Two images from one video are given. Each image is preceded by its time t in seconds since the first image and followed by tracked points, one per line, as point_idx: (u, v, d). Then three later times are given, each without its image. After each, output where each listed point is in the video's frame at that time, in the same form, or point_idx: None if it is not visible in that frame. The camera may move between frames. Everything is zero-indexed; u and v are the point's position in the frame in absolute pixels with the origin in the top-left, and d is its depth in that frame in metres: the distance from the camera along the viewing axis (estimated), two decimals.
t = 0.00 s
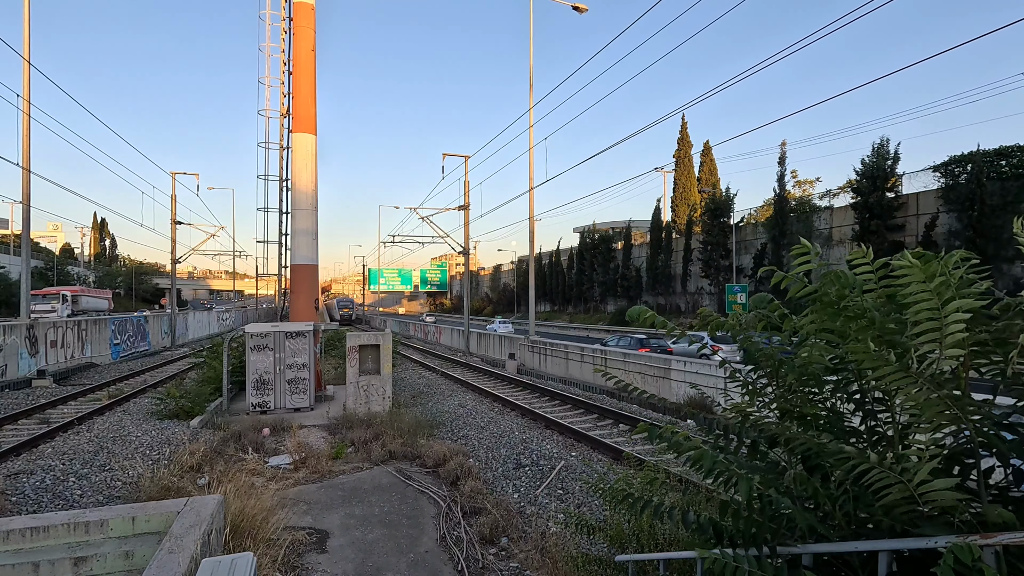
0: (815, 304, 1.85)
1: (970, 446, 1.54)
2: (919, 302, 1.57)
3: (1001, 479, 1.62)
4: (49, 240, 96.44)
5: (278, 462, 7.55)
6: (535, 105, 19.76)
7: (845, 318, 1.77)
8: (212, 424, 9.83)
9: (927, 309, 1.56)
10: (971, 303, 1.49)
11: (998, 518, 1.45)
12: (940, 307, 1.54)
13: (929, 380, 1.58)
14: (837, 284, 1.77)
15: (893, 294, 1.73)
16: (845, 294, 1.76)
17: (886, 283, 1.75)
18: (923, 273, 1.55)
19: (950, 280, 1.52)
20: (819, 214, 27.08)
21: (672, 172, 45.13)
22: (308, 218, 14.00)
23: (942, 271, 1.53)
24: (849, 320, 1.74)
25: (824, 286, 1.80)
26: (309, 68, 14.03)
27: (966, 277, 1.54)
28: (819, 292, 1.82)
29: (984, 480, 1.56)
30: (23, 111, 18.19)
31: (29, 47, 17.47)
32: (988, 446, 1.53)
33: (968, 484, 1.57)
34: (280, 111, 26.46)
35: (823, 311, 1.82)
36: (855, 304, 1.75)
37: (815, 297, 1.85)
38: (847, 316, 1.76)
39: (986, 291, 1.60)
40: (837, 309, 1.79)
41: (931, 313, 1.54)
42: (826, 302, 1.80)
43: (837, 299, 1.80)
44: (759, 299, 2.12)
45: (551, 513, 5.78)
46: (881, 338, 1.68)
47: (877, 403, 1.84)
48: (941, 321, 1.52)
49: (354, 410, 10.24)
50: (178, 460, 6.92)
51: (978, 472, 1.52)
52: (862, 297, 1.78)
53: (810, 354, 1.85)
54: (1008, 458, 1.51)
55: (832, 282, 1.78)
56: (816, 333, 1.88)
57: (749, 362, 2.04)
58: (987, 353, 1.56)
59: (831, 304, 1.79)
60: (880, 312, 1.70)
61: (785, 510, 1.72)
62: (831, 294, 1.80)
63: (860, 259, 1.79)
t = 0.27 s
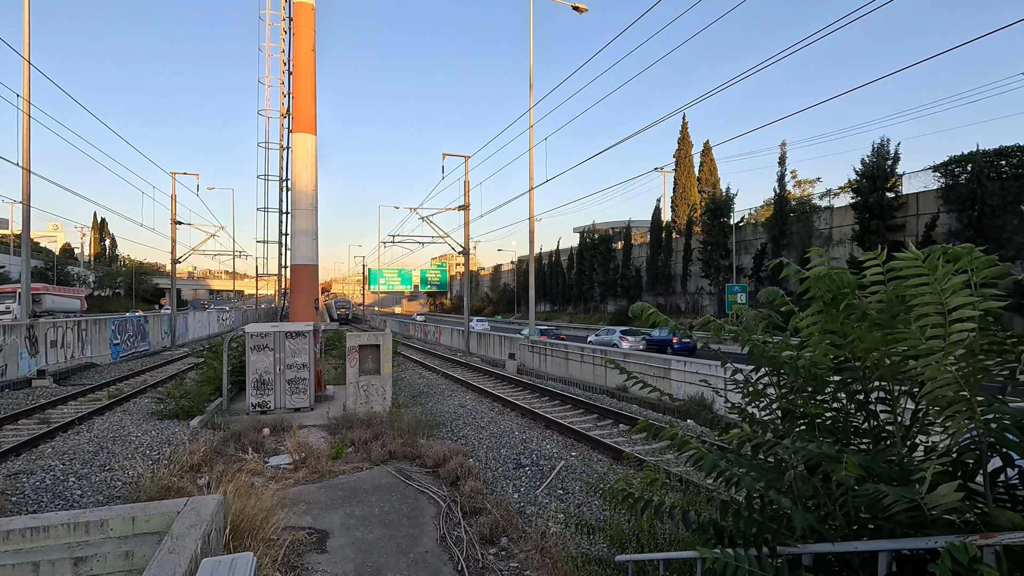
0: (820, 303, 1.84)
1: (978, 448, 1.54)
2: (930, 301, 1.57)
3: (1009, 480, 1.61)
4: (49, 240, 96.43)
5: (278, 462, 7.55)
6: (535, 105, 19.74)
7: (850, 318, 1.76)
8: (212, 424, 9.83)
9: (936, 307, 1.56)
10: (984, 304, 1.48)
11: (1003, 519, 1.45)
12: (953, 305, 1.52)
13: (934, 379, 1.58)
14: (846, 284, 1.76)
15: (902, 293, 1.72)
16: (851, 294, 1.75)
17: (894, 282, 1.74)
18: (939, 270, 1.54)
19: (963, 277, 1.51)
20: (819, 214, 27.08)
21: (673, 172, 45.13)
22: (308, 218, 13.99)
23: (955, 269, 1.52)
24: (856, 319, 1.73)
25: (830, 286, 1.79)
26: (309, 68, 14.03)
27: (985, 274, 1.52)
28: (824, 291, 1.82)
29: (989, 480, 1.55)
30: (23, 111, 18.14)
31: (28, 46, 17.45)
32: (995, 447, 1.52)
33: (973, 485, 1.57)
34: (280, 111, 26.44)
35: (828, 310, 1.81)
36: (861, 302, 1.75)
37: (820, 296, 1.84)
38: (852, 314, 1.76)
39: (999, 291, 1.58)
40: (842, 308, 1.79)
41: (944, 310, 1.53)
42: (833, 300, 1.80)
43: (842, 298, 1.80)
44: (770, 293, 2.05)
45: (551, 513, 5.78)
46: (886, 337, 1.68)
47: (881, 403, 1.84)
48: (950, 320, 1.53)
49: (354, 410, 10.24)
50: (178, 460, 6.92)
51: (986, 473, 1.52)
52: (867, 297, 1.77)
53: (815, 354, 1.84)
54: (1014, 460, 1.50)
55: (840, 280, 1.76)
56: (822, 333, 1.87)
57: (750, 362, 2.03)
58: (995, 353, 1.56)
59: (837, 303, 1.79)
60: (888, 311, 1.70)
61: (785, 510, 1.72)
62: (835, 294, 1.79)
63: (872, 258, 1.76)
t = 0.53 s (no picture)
0: (825, 303, 1.83)
1: (980, 450, 1.54)
2: (944, 303, 1.55)
3: (1012, 481, 1.61)
4: (49, 240, 96.49)
5: (278, 462, 7.55)
6: (535, 105, 19.72)
7: (854, 317, 1.76)
8: (212, 424, 9.83)
9: (948, 309, 1.54)
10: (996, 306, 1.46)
11: (1005, 518, 1.45)
12: (968, 307, 1.50)
13: (938, 380, 1.58)
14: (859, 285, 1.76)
15: (909, 294, 1.71)
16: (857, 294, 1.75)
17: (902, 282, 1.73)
18: (962, 269, 1.50)
19: (979, 278, 1.49)
20: (819, 214, 27.09)
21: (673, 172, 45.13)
22: (308, 218, 13.99)
23: (973, 271, 1.50)
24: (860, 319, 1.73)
25: (836, 285, 1.78)
26: (309, 68, 14.03)
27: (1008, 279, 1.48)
28: (829, 292, 1.81)
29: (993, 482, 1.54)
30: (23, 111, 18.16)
31: (28, 46, 17.45)
32: (998, 448, 1.51)
33: (976, 486, 1.56)
34: (280, 111, 26.45)
35: (832, 310, 1.81)
36: (867, 302, 1.74)
37: (826, 296, 1.83)
38: (857, 314, 1.76)
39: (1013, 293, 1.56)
40: (847, 308, 1.78)
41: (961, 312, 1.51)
42: (838, 300, 1.79)
43: (850, 297, 1.79)
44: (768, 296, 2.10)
45: (551, 513, 5.78)
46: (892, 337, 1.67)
47: (884, 403, 1.83)
48: (959, 322, 1.52)
49: (353, 410, 10.24)
50: (178, 460, 6.92)
51: (989, 475, 1.51)
52: (874, 297, 1.77)
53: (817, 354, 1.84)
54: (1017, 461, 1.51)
55: (853, 280, 1.76)
56: (823, 333, 1.87)
57: (752, 362, 2.03)
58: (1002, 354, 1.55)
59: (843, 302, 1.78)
60: (893, 313, 1.70)
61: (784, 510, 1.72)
62: (842, 293, 1.79)
63: (890, 260, 1.74)
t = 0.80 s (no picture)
0: (825, 303, 1.83)
1: (980, 450, 1.53)
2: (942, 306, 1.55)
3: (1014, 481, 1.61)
4: (49, 240, 96.51)
5: (278, 461, 7.55)
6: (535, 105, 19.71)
7: (854, 318, 1.76)
8: (212, 424, 9.83)
9: (947, 310, 1.54)
10: (997, 308, 1.46)
11: (1005, 519, 1.45)
12: (967, 308, 1.50)
13: (938, 380, 1.58)
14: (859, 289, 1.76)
15: (908, 295, 1.72)
16: (858, 295, 1.75)
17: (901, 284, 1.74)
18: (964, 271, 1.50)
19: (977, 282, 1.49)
20: (819, 214, 27.08)
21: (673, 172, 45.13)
22: (308, 218, 13.99)
23: (972, 274, 1.50)
24: (859, 321, 1.73)
25: (837, 287, 1.78)
26: (309, 68, 14.03)
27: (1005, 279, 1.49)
28: (830, 293, 1.81)
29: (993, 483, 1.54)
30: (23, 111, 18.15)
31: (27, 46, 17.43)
32: (999, 448, 1.51)
33: (977, 487, 1.56)
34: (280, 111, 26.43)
35: (832, 311, 1.81)
36: (866, 303, 1.74)
37: (826, 296, 1.83)
38: (857, 315, 1.76)
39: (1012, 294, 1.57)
40: (846, 308, 1.79)
41: (959, 314, 1.51)
42: (838, 301, 1.80)
43: (849, 298, 1.79)
44: (769, 294, 2.09)
45: (551, 513, 5.78)
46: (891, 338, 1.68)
47: (884, 404, 1.84)
48: (959, 322, 1.52)
49: (353, 410, 10.25)
50: (178, 460, 6.92)
51: (990, 475, 1.51)
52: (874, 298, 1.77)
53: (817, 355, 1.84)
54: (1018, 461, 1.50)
55: (850, 284, 1.76)
56: (822, 333, 1.87)
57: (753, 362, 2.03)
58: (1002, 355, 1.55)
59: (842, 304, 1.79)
60: (893, 314, 1.70)
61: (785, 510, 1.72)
62: (842, 294, 1.79)
63: (878, 264, 1.80)
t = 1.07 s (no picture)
0: (824, 303, 1.83)
1: (981, 451, 1.53)
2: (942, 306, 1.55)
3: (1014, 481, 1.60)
4: (49, 240, 96.53)
5: (278, 461, 7.55)
6: (535, 105, 19.69)
7: (854, 317, 1.76)
8: (212, 424, 9.83)
9: (950, 311, 1.53)
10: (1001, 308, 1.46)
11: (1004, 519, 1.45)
12: (965, 309, 1.51)
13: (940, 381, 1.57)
14: (861, 288, 1.75)
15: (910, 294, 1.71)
16: (859, 295, 1.74)
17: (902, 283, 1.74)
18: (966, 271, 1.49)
19: (979, 282, 1.49)
20: (819, 214, 27.08)
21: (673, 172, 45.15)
22: (308, 218, 13.99)
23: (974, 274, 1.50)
24: (861, 320, 1.73)
25: (838, 287, 1.78)
26: (309, 68, 14.03)
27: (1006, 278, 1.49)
28: (830, 292, 1.81)
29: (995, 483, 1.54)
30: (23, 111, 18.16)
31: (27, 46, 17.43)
32: (1002, 448, 1.51)
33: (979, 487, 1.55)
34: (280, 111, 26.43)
35: (831, 311, 1.81)
36: (867, 302, 1.74)
37: (827, 296, 1.83)
38: (858, 315, 1.75)
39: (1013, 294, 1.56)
40: (847, 307, 1.78)
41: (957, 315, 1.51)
42: (839, 301, 1.79)
43: (850, 299, 1.79)
44: (766, 298, 2.08)
45: (551, 513, 5.78)
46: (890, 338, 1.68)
47: (884, 403, 1.83)
48: (961, 322, 1.52)
49: (354, 410, 10.25)
50: (178, 460, 6.92)
51: (991, 476, 1.51)
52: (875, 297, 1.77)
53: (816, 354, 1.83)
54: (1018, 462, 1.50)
55: (852, 283, 1.75)
56: (822, 332, 1.86)
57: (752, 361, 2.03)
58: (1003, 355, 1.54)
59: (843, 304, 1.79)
60: (893, 314, 1.70)
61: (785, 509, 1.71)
62: (842, 294, 1.78)
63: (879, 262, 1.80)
